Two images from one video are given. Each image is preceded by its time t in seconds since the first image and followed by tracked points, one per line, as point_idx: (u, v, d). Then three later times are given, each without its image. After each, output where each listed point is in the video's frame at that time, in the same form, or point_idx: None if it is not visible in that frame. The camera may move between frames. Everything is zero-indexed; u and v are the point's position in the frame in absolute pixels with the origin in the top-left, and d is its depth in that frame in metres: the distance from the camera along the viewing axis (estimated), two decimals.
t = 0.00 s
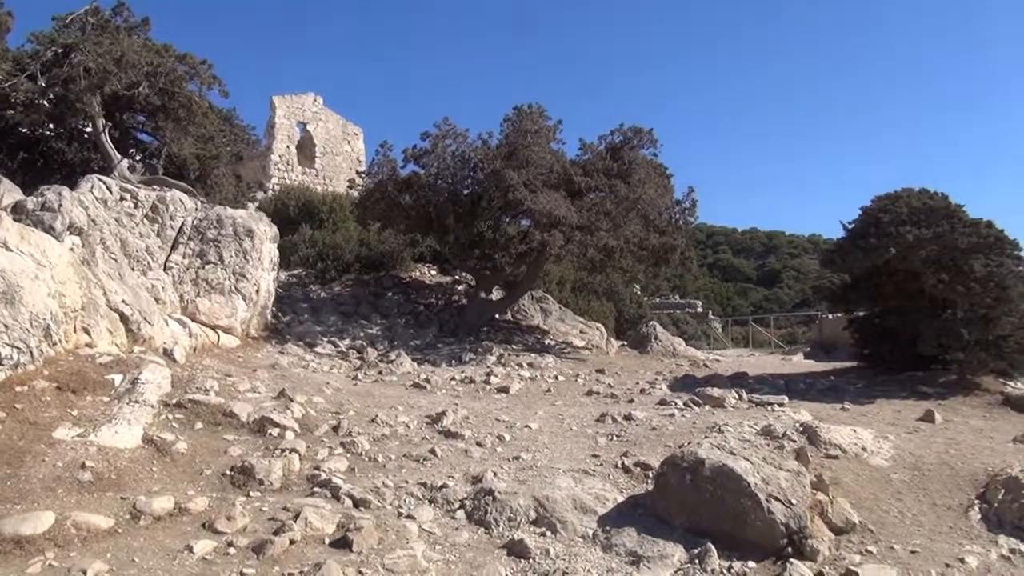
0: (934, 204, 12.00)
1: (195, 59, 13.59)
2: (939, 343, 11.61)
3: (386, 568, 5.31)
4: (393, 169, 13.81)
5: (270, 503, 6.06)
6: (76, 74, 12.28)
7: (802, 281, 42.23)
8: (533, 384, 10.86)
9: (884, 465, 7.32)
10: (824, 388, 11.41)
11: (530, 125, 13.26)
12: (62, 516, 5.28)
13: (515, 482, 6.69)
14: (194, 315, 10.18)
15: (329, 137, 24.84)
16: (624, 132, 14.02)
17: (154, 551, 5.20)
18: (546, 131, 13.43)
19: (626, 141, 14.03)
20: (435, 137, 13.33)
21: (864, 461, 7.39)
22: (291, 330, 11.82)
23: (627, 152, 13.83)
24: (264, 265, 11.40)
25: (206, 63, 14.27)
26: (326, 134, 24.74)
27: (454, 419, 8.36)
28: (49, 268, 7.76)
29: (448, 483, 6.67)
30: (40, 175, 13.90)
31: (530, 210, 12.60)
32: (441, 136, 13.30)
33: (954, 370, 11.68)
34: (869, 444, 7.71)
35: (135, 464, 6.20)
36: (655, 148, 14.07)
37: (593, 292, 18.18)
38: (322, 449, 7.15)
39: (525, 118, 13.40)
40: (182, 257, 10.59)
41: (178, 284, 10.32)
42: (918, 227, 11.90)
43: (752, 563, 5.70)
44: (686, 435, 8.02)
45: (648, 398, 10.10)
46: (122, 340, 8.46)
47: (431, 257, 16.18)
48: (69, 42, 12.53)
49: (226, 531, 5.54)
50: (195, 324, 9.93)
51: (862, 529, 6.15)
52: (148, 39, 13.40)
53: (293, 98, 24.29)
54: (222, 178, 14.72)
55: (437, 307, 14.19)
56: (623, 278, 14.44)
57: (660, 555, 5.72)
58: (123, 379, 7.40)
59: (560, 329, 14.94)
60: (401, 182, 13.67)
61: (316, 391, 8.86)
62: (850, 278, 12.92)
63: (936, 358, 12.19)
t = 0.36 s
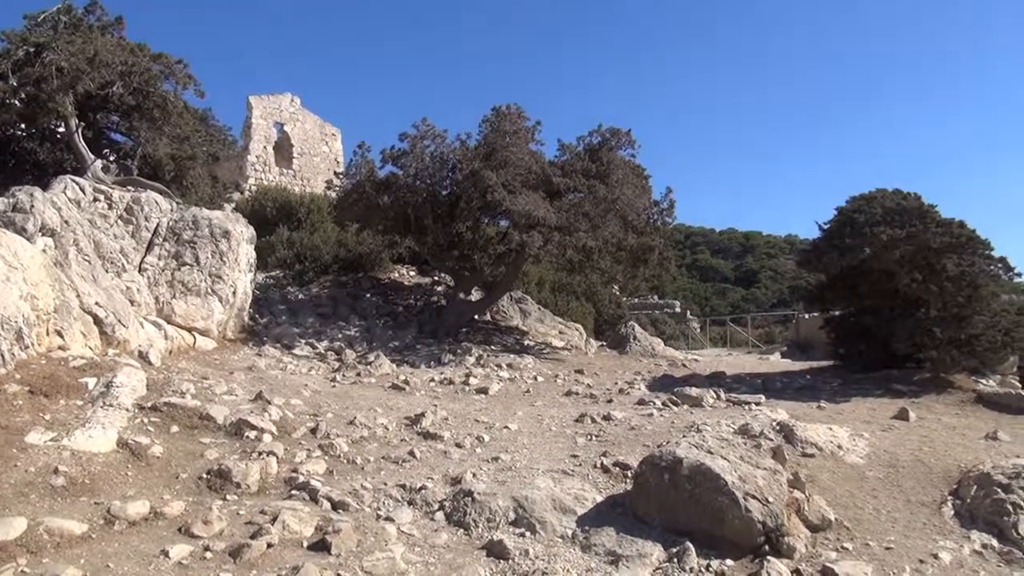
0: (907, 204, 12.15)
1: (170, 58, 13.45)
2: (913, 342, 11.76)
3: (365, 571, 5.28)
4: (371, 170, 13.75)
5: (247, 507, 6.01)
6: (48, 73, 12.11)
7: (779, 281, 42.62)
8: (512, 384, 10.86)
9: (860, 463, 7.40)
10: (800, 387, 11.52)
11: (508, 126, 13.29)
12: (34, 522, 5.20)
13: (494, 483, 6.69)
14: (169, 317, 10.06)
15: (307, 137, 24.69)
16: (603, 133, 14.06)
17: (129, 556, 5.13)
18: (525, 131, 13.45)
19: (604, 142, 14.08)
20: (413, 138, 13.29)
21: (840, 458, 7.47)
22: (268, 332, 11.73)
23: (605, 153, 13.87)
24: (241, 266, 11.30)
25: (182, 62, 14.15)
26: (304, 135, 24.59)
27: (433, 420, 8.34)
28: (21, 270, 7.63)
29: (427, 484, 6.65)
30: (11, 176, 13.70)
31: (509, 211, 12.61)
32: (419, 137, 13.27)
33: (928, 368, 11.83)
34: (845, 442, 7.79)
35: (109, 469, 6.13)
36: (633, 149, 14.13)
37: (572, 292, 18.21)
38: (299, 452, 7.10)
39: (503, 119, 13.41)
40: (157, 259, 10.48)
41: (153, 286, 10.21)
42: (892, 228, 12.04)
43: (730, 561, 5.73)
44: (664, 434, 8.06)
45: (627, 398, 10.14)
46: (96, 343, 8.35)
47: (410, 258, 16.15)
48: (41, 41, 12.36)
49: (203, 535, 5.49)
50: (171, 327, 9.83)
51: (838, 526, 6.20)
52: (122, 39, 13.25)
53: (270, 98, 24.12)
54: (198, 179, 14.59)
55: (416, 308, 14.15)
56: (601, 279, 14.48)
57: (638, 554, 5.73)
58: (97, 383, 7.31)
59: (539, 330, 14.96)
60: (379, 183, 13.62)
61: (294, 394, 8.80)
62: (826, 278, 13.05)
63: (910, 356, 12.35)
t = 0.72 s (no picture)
0: (882, 206, 12.30)
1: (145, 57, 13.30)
2: (887, 342, 11.91)
3: (342, 573, 5.25)
4: (350, 170, 13.68)
5: (223, 510, 5.95)
6: (20, 72, 11.92)
7: (756, 282, 43.00)
8: (491, 385, 10.86)
9: (835, 462, 7.47)
10: (777, 387, 11.62)
11: (487, 127, 13.30)
12: (5, 527, 5.11)
13: (473, 484, 6.68)
14: (144, 319, 9.94)
15: (285, 138, 24.54)
16: (581, 135, 14.11)
17: (103, 561, 5.06)
18: (504, 133, 13.46)
19: (583, 143, 14.12)
20: (392, 139, 13.25)
21: (816, 458, 7.53)
22: (246, 334, 11.63)
23: (584, 154, 13.91)
24: (218, 267, 11.20)
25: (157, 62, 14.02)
26: (282, 135, 24.44)
27: (411, 422, 8.31)
28: None
29: (406, 486, 6.63)
30: None
31: (488, 212, 12.59)
32: (398, 137, 13.23)
33: (902, 368, 11.99)
34: (820, 441, 7.86)
35: (82, 473, 6.04)
36: (611, 151, 14.19)
37: (551, 294, 18.24)
38: (277, 454, 7.05)
39: (482, 120, 13.41)
40: (132, 260, 10.36)
41: (128, 288, 10.08)
42: (867, 229, 12.19)
43: (708, 560, 5.76)
44: (642, 435, 8.09)
45: (606, 398, 10.17)
46: (69, 345, 8.23)
47: (388, 259, 16.10)
48: (13, 39, 12.17)
49: (178, 539, 5.43)
50: (146, 329, 9.71)
51: (814, 525, 6.26)
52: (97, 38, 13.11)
53: (248, 98, 23.94)
54: (174, 180, 14.42)
55: (394, 309, 14.10)
56: (580, 280, 14.51)
57: (617, 555, 5.75)
58: (69, 386, 7.21)
59: (519, 331, 14.97)
60: (357, 184, 13.55)
61: (271, 396, 8.74)
62: (802, 279, 13.18)
63: (884, 357, 12.50)
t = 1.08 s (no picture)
0: (857, 206, 12.44)
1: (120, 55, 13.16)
2: (863, 341, 12.04)
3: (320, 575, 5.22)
4: (329, 170, 13.61)
5: (200, 513, 5.90)
6: None
7: (735, 282, 43.32)
8: (470, 386, 10.85)
9: (812, 460, 7.54)
10: (755, 386, 11.72)
11: (466, 127, 13.29)
12: None
13: (452, 484, 6.67)
14: (119, 320, 9.82)
15: (263, 137, 24.37)
16: (561, 135, 14.14)
17: (77, 565, 4.99)
18: (483, 133, 13.45)
19: (562, 143, 14.15)
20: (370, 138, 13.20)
21: (792, 456, 7.60)
22: (223, 334, 11.53)
23: (563, 155, 13.94)
24: (194, 267, 11.10)
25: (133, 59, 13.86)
26: (260, 134, 24.26)
27: (390, 422, 8.28)
28: None
29: (385, 486, 6.61)
30: None
31: (467, 212, 12.58)
32: (376, 137, 13.18)
33: (878, 367, 12.13)
34: (797, 440, 7.93)
35: (55, 476, 5.95)
36: (590, 151, 14.22)
37: (531, 293, 18.26)
38: (254, 456, 6.99)
39: (461, 120, 13.40)
40: (107, 260, 10.23)
41: (103, 288, 9.95)
42: (842, 229, 12.32)
43: (686, 559, 5.79)
44: (621, 434, 8.12)
45: (585, 398, 10.19)
46: (42, 346, 8.12)
47: (367, 259, 16.04)
48: None
49: (153, 542, 5.37)
50: (121, 330, 9.60)
51: (791, 523, 6.31)
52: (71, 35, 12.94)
53: (225, 97, 23.74)
54: (150, 179, 14.21)
55: (373, 309, 14.06)
56: (560, 280, 14.54)
57: (596, 554, 5.76)
58: (42, 388, 7.11)
59: (498, 331, 14.97)
60: (336, 183, 13.47)
61: (249, 397, 8.67)
62: (780, 279, 13.29)
63: (860, 355, 12.63)
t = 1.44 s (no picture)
0: (833, 208, 12.58)
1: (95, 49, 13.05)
2: (838, 341, 12.16)
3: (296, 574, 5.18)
4: (307, 167, 13.50)
5: (174, 512, 5.84)
6: None
7: (713, 282, 43.60)
8: (448, 384, 10.83)
9: (787, 459, 7.61)
10: (731, 385, 11.80)
11: (446, 125, 13.25)
12: None
13: (430, 483, 6.66)
14: (93, 317, 9.69)
15: (240, 134, 24.16)
16: (540, 134, 14.15)
17: (47, 565, 4.92)
18: (462, 131, 13.43)
19: (542, 143, 14.16)
20: (350, 136, 13.13)
21: (768, 455, 7.66)
22: (199, 332, 11.42)
23: (543, 154, 13.96)
24: (170, 264, 10.99)
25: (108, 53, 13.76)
26: (237, 131, 24.05)
27: (368, 421, 8.25)
28: None
29: (361, 485, 6.58)
30: None
31: (446, 210, 12.55)
32: (356, 135, 13.11)
33: (852, 367, 12.26)
34: (773, 439, 8.00)
35: (26, 475, 5.86)
36: (570, 151, 14.25)
37: (510, 293, 18.25)
38: (229, 455, 6.93)
39: (441, 119, 13.36)
40: (80, 256, 10.09)
41: (76, 285, 9.81)
42: (819, 230, 12.44)
43: (662, 557, 5.82)
44: (599, 433, 8.14)
45: (563, 397, 10.21)
46: (13, 344, 7.94)
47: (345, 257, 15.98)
48: None
49: (126, 542, 5.30)
50: (94, 327, 9.47)
51: (766, 521, 6.36)
52: (44, 29, 13.00)
53: (202, 93, 23.50)
54: (126, 175, 13.87)
55: (351, 308, 13.99)
56: (539, 280, 14.55)
57: (572, 552, 5.77)
58: (13, 385, 7.00)
59: (477, 330, 14.96)
60: (314, 181, 13.38)
61: (225, 395, 8.60)
62: (757, 279, 13.39)
63: (835, 355, 12.76)
